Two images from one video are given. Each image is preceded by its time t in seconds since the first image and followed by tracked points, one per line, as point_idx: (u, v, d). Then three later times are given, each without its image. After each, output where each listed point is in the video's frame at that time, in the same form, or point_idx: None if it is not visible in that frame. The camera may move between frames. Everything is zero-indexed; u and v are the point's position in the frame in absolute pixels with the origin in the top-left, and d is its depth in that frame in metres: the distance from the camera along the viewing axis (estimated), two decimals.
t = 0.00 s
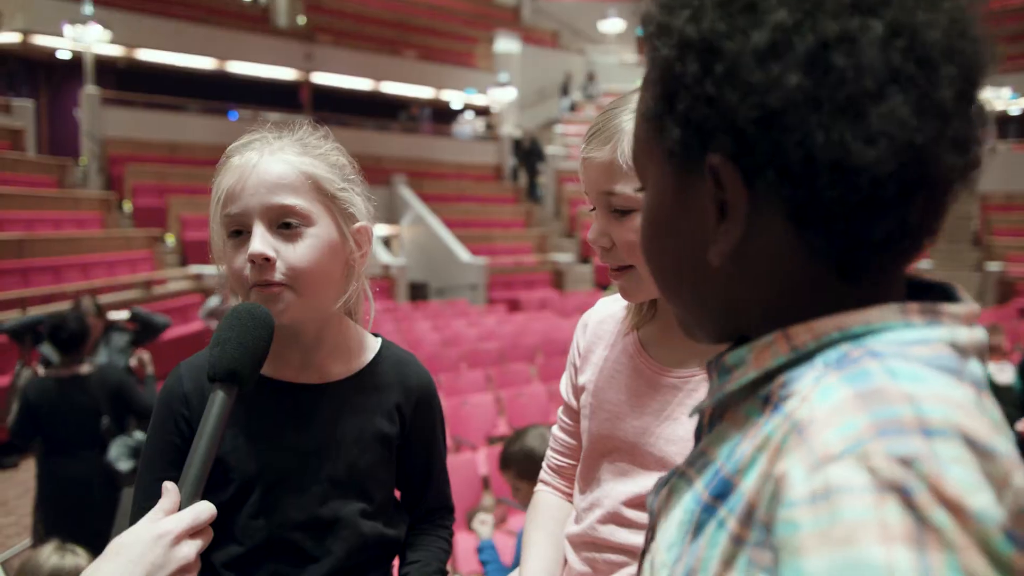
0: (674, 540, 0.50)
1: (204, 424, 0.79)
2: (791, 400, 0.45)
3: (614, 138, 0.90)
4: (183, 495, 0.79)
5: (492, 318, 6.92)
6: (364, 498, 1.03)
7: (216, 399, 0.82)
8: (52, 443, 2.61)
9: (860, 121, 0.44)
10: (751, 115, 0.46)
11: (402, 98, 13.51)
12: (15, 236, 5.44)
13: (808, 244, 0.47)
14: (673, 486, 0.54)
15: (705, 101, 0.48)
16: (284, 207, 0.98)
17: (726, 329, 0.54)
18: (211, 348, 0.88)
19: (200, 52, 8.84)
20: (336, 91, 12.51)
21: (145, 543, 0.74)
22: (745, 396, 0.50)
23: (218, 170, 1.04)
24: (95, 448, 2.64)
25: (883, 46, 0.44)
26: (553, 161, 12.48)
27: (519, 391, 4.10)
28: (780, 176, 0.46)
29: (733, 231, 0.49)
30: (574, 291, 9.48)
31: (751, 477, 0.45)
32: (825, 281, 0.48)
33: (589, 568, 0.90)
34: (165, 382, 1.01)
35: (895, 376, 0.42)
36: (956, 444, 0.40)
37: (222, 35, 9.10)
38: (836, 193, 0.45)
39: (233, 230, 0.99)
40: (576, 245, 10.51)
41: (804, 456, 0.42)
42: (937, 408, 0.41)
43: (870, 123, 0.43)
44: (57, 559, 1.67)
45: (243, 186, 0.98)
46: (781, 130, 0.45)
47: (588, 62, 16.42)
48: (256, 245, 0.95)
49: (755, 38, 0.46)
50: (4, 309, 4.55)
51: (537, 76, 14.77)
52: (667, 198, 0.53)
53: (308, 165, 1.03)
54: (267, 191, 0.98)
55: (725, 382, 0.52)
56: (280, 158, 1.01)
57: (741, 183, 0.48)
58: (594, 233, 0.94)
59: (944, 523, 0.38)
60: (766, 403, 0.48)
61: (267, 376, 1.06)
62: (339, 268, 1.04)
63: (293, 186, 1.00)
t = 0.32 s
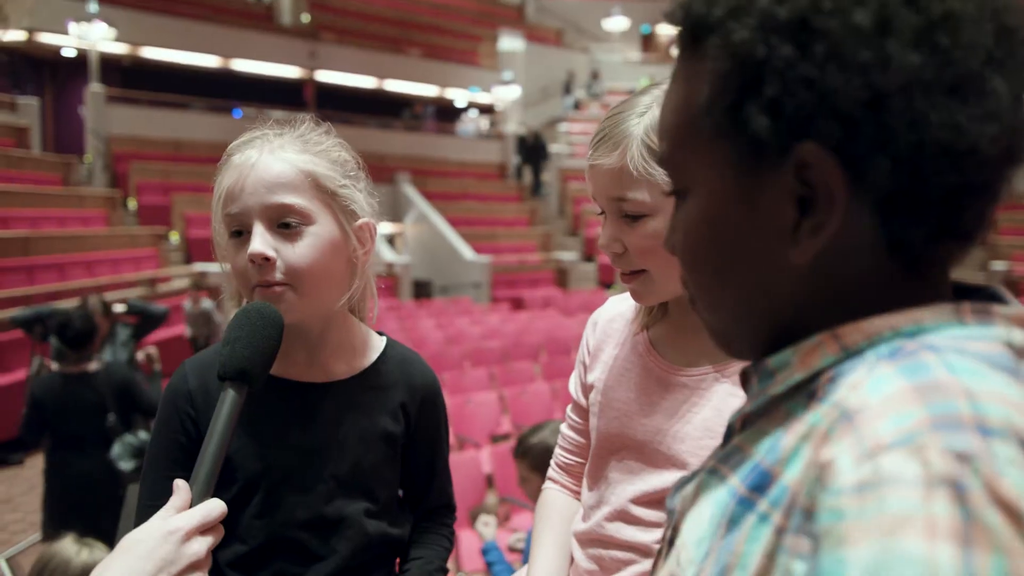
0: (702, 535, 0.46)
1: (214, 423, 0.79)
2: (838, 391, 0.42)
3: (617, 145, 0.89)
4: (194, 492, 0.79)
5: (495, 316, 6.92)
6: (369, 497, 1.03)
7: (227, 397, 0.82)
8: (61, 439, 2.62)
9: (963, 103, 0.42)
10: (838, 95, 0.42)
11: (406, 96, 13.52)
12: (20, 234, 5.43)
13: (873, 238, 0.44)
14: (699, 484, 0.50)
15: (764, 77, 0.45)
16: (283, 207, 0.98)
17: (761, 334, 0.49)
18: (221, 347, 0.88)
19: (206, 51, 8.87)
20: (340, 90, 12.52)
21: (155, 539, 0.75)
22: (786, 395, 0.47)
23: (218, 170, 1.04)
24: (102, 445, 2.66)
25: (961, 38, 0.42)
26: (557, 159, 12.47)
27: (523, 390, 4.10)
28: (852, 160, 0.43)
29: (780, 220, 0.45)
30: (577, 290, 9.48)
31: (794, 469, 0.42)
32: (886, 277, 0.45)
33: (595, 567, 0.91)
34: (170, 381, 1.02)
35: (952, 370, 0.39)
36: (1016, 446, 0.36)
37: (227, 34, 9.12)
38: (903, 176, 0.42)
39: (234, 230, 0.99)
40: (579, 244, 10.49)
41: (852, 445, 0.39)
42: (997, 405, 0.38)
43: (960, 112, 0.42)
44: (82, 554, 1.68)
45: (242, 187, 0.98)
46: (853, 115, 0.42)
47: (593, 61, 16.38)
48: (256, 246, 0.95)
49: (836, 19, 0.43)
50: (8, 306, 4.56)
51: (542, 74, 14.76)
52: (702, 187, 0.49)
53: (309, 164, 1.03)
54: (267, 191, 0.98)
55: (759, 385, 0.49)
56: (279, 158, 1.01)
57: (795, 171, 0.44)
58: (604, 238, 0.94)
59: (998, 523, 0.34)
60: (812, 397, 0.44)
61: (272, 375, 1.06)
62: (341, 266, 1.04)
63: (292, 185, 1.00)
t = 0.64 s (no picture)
0: (721, 534, 0.46)
1: (222, 421, 0.79)
2: (863, 383, 0.42)
3: (615, 154, 0.89)
4: (202, 489, 0.79)
5: (499, 316, 6.92)
6: (376, 498, 1.03)
7: (235, 396, 0.82)
8: (71, 435, 2.64)
9: (987, 107, 0.41)
10: (858, 92, 0.42)
11: (410, 96, 13.53)
12: (24, 233, 5.44)
13: (889, 235, 0.44)
14: (713, 484, 0.49)
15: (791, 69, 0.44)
16: (297, 206, 0.98)
17: (780, 327, 0.49)
18: (230, 345, 0.89)
19: (210, 51, 8.88)
20: (344, 89, 12.53)
21: (162, 534, 0.75)
22: (804, 391, 0.46)
23: (229, 168, 1.04)
24: (109, 442, 2.66)
25: (988, 42, 0.41)
26: (561, 159, 12.43)
27: (526, 390, 4.10)
28: (872, 162, 0.43)
29: (804, 213, 0.45)
30: (581, 290, 9.46)
31: (821, 464, 0.41)
32: (911, 278, 0.45)
33: (601, 567, 0.91)
34: (176, 381, 1.02)
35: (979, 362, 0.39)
36: None
37: (231, 35, 9.13)
38: (918, 176, 0.42)
39: (246, 228, 0.99)
40: (583, 244, 10.47)
41: (887, 437, 0.38)
42: None
43: (979, 116, 0.41)
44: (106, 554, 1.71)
45: (256, 185, 0.99)
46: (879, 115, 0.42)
47: (597, 61, 16.36)
48: (269, 244, 0.96)
49: (859, 15, 0.42)
50: (12, 305, 4.56)
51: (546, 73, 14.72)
52: (724, 174, 0.49)
53: (321, 163, 1.03)
54: (281, 190, 0.98)
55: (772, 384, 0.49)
56: (292, 156, 1.01)
57: (813, 168, 0.44)
58: (617, 254, 0.93)
59: None
60: (831, 393, 0.44)
61: (280, 376, 1.06)
62: (351, 265, 1.04)
63: (305, 184, 1.00)
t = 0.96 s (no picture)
0: (727, 542, 0.46)
1: (233, 422, 0.80)
2: (872, 406, 0.41)
3: (592, 161, 0.95)
4: (215, 489, 0.79)
5: (503, 317, 6.92)
6: (381, 500, 1.03)
7: (244, 397, 0.82)
8: (76, 433, 2.64)
9: None
10: (926, 84, 0.41)
11: (414, 97, 13.54)
12: (30, 234, 5.44)
13: (926, 240, 0.43)
14: (727, 489, 0.50)
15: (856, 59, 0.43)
16: (303, 207, 0.99)
17: (816, 322, 0.48)
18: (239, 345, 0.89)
19: (215, 53, 8.91)
20: (348, 91, 12.54)
21: (175, 536, 0.75)
22: (818, 405, 0.45)
23: (239, 167, 1.04)
24: (113, 442, 2.66)
25: None
26: (564, 160, 12.41)
27: (530, 391, 4.10)
28: (926, 158, 0.41)
29: (849, 207, 0.44)
30: (585, 291, 9.47)
31: (821, 484, 0.41)
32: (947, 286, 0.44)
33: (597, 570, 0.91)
34: (183, 381, 1.02)
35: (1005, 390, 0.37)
36: None
37: (235, 36, 9.15)
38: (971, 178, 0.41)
39: (254, 228, 1.00)
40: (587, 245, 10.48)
41: (883, 468, 0.37)
42: None
43: None
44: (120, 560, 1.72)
45: (264, 185, 0.99)
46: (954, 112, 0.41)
47: (602, 62, 16.34)
48: (275, 245, 0.96)
49: (937, 7, 0.41)
50: (17, 306, 4.56)
51: (550, 74, 14.72)
52: (771, 160, 0.47)
53: (329, 165, 1.03)
54: (288, 191, 0.99)
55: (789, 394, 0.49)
56: (301, 158, 1.02)
57: (865, 161, 0.43)
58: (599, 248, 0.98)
59: None
60: (845, 411, 0.43)
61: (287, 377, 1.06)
62: (357, 268, 1.04)
63: (313, 186, 1.00)
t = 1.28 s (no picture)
0: (738, 555, 0.46)
1: (234, 426, 0.80)
2: (893, 433, 0.40)
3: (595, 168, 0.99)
4: (216, 493, 0.79)
5: (508, 318, 6.91)
6: (389, 500, 1.04)
7: (244, 401, 0.83)
8: (82, 434, 2.63)
9: None
10: (981, 81, 0.40)
11: (418, 98, 13.56)
12: (36, 236, 5.46)
13: (978, 244, 0.42)
14: (747, 501, 0.50)
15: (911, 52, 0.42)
16: (308, 206, 0.99)
17: (850, 327, 0.47)
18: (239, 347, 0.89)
19: (220, 54, 8.93)
20: (352, 92, 12.56)
21: (176, 541, 0.76)
22: (838, 425, 0.45)
23: (246, 166, 1.05)
24: (119, 442, 2.66)
25: None
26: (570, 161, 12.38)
27: (535, 392, 4.10)
28: (979, 155, 0.40)
29: (895, 210, 0.43)
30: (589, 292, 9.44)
31: (834, 504, 0.41)
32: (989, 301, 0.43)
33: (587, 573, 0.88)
34: (191, 383, 1.02)
35: None
36: None
37: (239, 36, 9.17)
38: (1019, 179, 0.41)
39: (260, 227, 1.00)
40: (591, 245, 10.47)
41: (895, 503, 0.37)
42: None
43: None
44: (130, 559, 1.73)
45: (269, 184, 0.99)
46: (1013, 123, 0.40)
47: (605, 63, 16.32)
48: (280, 244, 0.96)
49: (992, 5, 0.41)
50: (23, 308, 4.58)
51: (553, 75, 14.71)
52: (814, 162, 0.47)
53: (335, 165, 1.04)
54: (294, 190, 0.99)
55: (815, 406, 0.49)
56: (306, 158, 1.02)
57: (913, 162, 0.42)
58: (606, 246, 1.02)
59: None
60: (865, 434, 0.43)
61: (289, 376, 1.06)
62: (362, 268, 1.04)
63: (318, 185, 1.01)
